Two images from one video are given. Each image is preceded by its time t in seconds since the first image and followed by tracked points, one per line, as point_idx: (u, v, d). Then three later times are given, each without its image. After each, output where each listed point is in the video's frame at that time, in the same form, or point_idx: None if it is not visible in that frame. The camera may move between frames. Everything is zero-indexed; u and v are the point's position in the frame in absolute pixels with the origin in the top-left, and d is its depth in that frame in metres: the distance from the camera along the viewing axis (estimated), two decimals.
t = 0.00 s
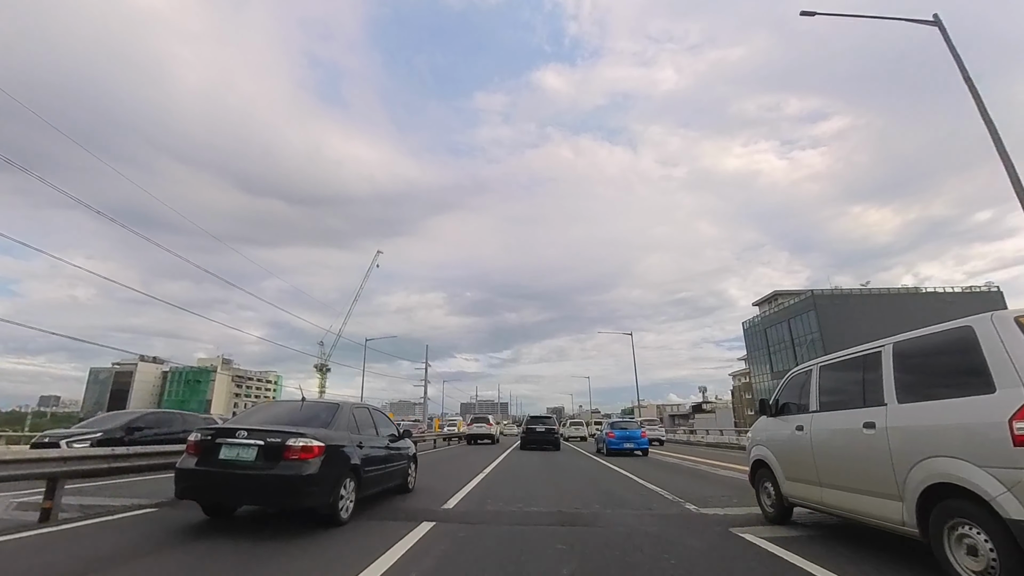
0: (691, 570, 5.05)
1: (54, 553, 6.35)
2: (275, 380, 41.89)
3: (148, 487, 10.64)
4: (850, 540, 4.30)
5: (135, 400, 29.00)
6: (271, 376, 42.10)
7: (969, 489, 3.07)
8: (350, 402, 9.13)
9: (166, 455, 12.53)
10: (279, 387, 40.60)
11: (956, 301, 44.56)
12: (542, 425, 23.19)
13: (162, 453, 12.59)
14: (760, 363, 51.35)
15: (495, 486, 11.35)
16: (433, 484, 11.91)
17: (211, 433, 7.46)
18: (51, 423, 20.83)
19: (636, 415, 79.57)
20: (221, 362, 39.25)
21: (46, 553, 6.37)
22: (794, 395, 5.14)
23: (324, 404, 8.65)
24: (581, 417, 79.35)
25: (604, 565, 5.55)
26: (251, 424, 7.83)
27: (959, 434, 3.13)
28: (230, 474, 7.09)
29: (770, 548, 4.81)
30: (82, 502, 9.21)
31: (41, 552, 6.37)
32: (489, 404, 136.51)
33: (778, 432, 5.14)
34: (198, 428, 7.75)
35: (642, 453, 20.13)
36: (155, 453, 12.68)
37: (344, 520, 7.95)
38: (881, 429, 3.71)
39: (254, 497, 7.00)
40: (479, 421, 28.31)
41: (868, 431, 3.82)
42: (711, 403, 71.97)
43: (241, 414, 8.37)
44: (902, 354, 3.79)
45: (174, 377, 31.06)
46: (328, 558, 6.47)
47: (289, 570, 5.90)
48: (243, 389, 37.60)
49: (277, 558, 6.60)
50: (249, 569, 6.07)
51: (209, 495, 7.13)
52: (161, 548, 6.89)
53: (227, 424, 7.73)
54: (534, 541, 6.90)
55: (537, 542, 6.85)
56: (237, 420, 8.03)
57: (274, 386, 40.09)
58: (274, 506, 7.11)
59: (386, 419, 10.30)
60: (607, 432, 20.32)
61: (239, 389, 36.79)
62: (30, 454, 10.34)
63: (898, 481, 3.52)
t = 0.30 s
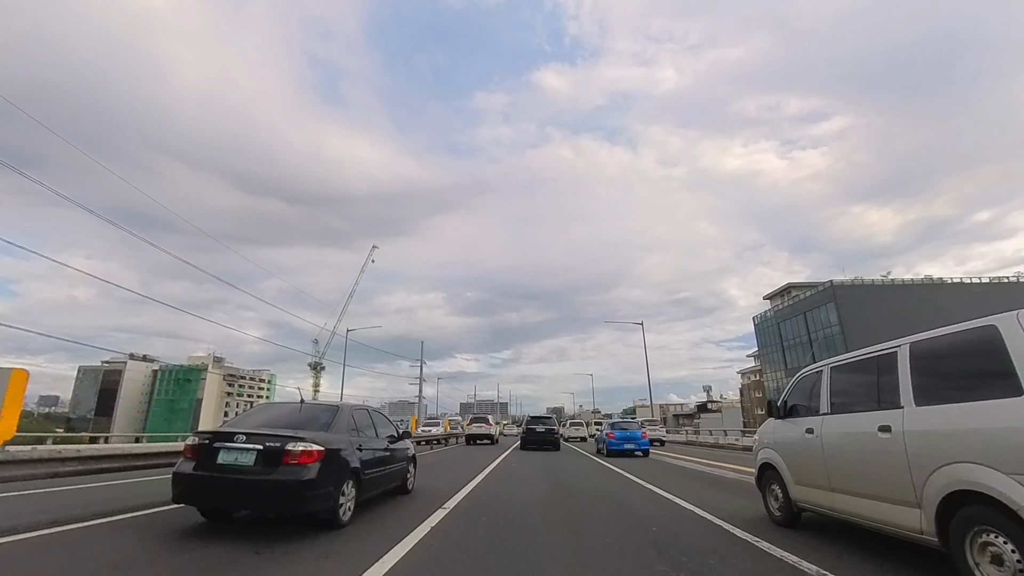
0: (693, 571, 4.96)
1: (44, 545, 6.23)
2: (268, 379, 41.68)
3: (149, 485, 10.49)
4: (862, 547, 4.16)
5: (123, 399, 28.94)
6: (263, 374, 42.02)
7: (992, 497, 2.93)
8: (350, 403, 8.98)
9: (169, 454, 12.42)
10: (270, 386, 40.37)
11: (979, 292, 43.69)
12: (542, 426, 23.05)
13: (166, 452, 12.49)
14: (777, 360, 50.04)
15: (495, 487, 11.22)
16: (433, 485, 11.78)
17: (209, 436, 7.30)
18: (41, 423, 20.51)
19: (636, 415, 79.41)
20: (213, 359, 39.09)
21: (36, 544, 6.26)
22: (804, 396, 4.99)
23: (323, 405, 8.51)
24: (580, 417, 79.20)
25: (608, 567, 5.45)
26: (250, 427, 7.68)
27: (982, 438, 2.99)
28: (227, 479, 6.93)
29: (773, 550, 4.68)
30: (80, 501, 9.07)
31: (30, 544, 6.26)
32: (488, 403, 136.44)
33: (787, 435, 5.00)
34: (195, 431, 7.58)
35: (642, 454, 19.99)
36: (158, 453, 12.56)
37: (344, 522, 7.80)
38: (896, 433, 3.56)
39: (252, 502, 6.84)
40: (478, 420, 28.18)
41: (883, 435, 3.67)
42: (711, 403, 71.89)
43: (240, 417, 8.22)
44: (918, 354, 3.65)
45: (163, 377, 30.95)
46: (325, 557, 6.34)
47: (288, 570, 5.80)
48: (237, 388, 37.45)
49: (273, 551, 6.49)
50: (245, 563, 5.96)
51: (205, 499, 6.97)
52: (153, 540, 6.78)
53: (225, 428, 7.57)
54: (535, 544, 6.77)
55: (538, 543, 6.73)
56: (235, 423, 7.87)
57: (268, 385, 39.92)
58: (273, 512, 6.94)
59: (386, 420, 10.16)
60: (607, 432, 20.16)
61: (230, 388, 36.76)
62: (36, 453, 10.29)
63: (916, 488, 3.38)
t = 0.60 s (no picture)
0: (696, 570, 4.85)
1: (37, 541, 6.15)
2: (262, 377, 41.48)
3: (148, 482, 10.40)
4: (872, 546, 4.04)
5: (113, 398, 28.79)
6: (257, 374, 41.84)
7: (1011, 493, 2.81)
8: (348, 401, 8.85)
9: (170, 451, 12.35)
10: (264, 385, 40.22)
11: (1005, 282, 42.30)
12: (543, 425, 22.94)
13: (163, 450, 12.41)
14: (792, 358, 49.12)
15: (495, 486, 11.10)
16: (432, 484, 11.66)
17: (208, 433, 7.16)
18: (29, 421, 20.28)
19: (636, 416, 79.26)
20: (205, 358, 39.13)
21: (28, 540, 6.16)
22: (811, 392, 4.86)
23: (321, 403, 8.38)
24: (580, 417, 79.12)
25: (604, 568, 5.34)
26: (248, 423, 7.55)
27: (999, 431, 2.87)
28: (225, 476, 6.80)
29: (775, 550, 4.56)
30: (77, 498, 8.99)
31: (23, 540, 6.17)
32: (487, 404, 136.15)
33: (792, 432, 4.87)
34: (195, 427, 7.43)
35: (643, 454, 19.87)
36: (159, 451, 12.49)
37: (343, 519, 7.68)
38: (909, 429, 3.44)
39: (250, 499, 6.72)
40: (478, 420, 28.07)
41: (895, 431, 3.55)
42: (711, 403, 71.71)
43: (237, 414, 8.08)
44: (932, 347, 3.53)
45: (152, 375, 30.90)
46: (323, 554, 6.22)
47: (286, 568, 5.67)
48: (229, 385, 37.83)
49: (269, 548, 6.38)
50: (240, 560, 5.84)
51: (206, 495, 6.85)
52: (148, 535, 6.69)
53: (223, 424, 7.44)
54: (535, 543, 6.65)
55: (538, 543, 6.61)
56: (234, 420, 7.73)
57: (260, 383, 39.71)
58: (273, 507, 6.83)
59: (384, 418, 10.01)
60: (607, 432, 20.03)
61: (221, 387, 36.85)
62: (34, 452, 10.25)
63: (929, 485, 3.26)
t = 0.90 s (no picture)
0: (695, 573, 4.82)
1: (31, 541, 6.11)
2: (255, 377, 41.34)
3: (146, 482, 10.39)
4: (876, 552, 3.99)
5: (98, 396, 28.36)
6: (253, 373, 41.79)
7: (1020, 500, 2.76)
8: (347, 402, 8.79)
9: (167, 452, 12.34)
10: (258, 385, 40.06)
11: None
12: (542, 426, 22.88)
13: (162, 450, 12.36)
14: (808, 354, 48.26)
15: (494, 487, 11.06)
16: (431, 485, 11.62)
17: (208, 434, 7.10)
18: (20, 420, 20.10)
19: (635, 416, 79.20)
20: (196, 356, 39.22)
21: (23, 540, 6.13)
22: (813, 395, 4.81)
23: (319, 405, 8.33)
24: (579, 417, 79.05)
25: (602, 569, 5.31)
26: (248, 425, 7.49)
27: (1009, 437, 2.81)
28: (223, 477, 6.74)
29: (778, 554, 4.51)
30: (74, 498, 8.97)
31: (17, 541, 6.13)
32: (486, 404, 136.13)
33: (795, 435, 4.82)
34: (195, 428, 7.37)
35: (643, 455, 19.80)
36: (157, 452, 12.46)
37: (341, 520, 7.63)
38: (916, 433, 3.39)
39: (249, 501, 6.67)
40: (477, 421, 28.01)
41: (902, 435, 3.49)
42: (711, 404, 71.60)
43: (237, 416, 8.02)
44: (940, 350, 3.47)
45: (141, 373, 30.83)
46: (324, 553, 6.19)
47: (285, 566, 5.64)
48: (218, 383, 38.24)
49: (265, 548, 6.32)
50: (236, 560, 5.79)
51: (206, 497, 6.78)
52: (144, 536, 6.65)
53: (223, 426, 7.37)
54: (534, 543, 6.62)
55: (537, 544, 6.55)
56: (235, 422, 7.67)
57: (255, 383, 39.71)
58: (272, 508, 6.78)
59: (382, 419, 9.96)
60: (607, 432, 19.96)
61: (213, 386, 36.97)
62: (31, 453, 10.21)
63: (936, 490, 3.21)
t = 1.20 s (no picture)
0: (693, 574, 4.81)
1: (34, 540, 6.11)
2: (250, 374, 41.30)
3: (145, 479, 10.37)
4: (875, 553, 3.97)
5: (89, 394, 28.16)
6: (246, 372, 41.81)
7: (1020, 501, 2.74)
8: (346, 403, 8.77)
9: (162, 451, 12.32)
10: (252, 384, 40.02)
11: None
12: (542, 427, 22.82)
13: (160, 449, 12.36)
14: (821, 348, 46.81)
15: (493, 487, 11.05)
16: (430, 485, 11.61)
17: (208, 434, 7.08)
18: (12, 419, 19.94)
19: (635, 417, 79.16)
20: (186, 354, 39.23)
21: (24, 539, 6.13)
22: (813, 395, 4.79)
23: (318, 405, 8.31)
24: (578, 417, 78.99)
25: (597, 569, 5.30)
26: (247, 425, 7.47)
27: (1008, 437, 2.79)
28: (223, 477, 6.73)
29: (777, 554, 4.49)
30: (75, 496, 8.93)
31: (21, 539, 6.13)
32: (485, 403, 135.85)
33: (795, 434, 4.80)
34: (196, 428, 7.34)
35: (643, 455, 19.78)
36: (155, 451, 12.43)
37: (340, 520, 7.61)
38: (916, 433, 3.37)
39: (248, 501, 6.65)
40: (476, 421, 27.97)
41: (902, 434, 3.48)
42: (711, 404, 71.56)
43: (238, 416, 8.00)
44: (939, 349, 3.46)
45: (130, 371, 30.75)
46: (324, 551, 6.19)
47: (284, 564, 5.63)
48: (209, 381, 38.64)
49: (263, 547, 6.31)
50: (233, 558, 5.77)
51: (206, 497, 6.76)
52: (143, 534, 6.64)
53: (223, 426, 7.35)
54: (533, 543, 6.62)
55: (535, 545, 6.52)
56: (235, 422, 7.66)
57: (247, 381, 39.81)
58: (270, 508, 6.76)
59: (381, 419, 9.95)
60: (607, 432, 19.92)
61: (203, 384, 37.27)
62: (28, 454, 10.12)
63: (935, 490, 3.19)
